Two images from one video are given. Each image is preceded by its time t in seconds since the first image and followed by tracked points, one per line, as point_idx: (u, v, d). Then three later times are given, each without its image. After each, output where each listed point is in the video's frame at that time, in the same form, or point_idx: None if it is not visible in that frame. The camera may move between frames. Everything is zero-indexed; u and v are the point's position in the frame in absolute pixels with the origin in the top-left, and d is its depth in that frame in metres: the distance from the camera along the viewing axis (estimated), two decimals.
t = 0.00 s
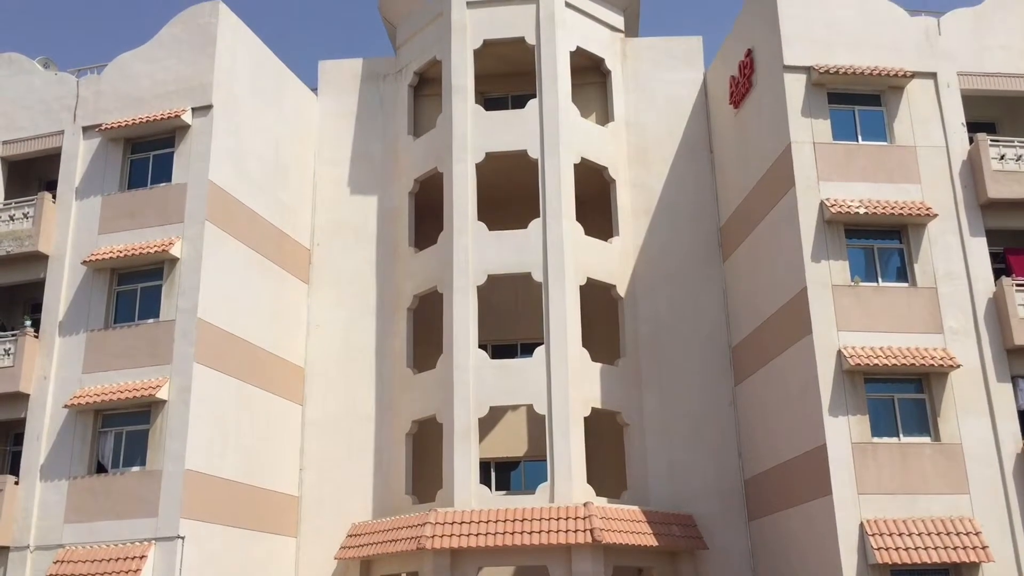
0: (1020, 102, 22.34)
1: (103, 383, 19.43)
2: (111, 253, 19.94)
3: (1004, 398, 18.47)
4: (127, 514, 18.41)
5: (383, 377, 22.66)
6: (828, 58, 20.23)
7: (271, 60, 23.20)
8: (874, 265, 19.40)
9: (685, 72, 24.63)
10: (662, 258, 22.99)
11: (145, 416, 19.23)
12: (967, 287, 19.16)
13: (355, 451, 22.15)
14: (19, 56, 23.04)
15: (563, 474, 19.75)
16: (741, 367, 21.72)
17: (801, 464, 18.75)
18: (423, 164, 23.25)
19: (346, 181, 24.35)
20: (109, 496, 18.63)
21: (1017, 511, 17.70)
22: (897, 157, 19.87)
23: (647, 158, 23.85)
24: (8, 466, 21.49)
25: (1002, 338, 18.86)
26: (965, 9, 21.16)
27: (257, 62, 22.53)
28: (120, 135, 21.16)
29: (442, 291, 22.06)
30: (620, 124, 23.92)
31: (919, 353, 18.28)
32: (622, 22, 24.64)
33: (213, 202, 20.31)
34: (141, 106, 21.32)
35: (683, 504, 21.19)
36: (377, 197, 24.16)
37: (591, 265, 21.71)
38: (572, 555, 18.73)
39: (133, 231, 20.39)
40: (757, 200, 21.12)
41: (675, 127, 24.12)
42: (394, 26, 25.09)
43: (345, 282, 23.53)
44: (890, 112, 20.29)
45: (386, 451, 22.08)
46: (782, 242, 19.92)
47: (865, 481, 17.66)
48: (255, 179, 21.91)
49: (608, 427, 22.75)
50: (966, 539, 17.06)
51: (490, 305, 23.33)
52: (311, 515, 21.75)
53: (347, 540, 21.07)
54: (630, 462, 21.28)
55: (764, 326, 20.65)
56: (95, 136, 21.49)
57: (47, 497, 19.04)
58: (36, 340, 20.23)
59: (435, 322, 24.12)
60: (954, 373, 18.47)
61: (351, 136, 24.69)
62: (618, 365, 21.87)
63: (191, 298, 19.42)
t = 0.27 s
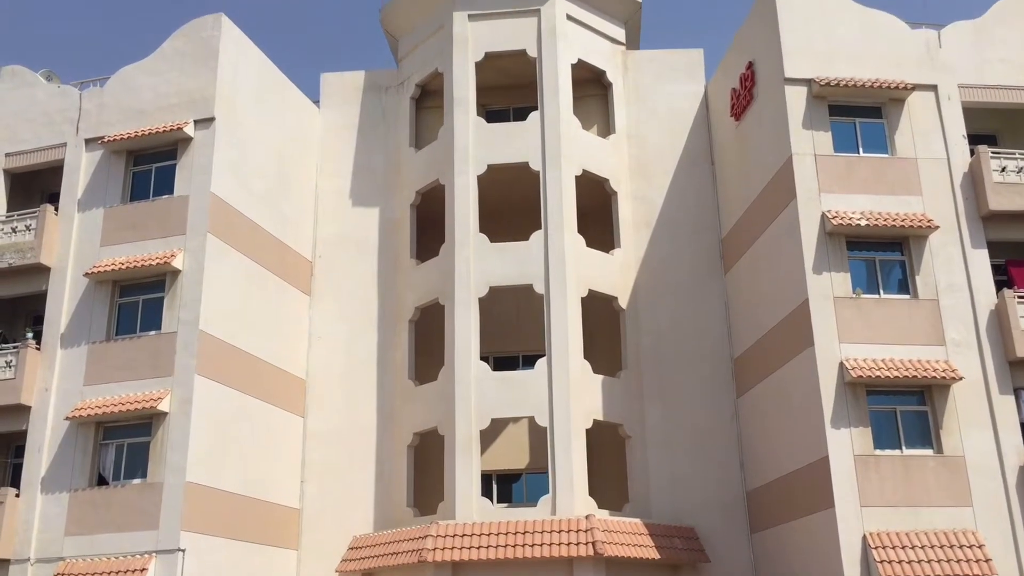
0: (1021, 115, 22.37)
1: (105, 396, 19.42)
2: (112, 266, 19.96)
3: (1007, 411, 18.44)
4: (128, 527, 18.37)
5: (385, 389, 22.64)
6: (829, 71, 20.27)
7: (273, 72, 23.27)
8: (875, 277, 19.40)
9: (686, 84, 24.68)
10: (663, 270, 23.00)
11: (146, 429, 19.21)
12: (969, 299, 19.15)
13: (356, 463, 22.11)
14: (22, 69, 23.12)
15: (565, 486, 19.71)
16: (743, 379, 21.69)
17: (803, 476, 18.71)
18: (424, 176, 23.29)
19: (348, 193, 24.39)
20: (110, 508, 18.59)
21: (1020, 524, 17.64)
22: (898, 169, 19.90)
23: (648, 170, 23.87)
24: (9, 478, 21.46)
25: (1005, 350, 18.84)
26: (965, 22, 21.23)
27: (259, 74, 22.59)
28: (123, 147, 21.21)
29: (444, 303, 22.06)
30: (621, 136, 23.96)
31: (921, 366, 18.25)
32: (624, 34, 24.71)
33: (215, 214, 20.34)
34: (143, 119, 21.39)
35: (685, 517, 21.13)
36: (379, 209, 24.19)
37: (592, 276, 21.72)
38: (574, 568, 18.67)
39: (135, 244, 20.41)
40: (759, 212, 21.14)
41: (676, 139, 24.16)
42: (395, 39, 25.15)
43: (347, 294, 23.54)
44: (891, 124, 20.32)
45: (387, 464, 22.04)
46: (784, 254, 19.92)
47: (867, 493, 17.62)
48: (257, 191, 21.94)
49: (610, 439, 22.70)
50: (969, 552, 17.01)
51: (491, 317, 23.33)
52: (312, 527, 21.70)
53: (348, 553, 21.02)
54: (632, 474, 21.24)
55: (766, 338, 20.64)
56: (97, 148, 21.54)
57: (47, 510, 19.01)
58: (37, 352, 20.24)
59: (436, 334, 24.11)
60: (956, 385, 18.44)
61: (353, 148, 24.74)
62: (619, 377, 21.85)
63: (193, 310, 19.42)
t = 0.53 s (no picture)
0: (1020, 128, 22.41)
1: (105, 408, 19.41)
2: (113, 278, 19.97)
3: (1008, 424, 18.41)
4: (127, 539, 18.33)
5: (385, 401, 22.62)
6: (829, 84, 20.32)
7: (275, 85, 23.33)
8: (876, 290, 19.40)
9: (686, 97, 24.75)
10: (664, 282, 23.01)
11: (146, 441, 19.19)
12: (970, 312, 19.15)
13: (356, 476, 22.08)
14: (24, 82, 23.19)
15: (566, 499, 19.67)
16: (744, 392, 21.67)
17: (804, 489, 18.68)
18: (425, 188, 23.33)
19: (349, 205, 24.42)
20: (110, 521, 18.56)
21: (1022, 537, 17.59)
22: (898, 181, 19.92)
23: (649, 183, 23.91)
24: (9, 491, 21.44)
25: (1005, 363, 18.82)
26: (964, 35, 21.29)
27: (261, 87, 22.66)
28: (124, 160, 21.26)
29: (444, 316, 22.06)
30: (622, 149, 24.00)
31: (922, 378, 18.24)
32: (624, 47, 24.78)
33: (216, 226, 20.36)
34: (145, 132, 21.45)
35: (686, 530, 21.08)
36: (380, 221, 24.22)
37: (593, 289, 21.72)
38: None
39: (136, 256, 20.43)
40: (759, 224, 21.16)
41: (676, 152, 24.21)
42: (397, 52, 25.23)
43: (347, 306, 23.54)
44: (891, 137, 20.37)
45: (388, 476, 22.00)
46: (784, 267, 19.93)
47: (868, 506, 17.57)
48: (258, 204, 21.97)
49: (610, 452, 22.67)
50: (971, 565, 16.96)
51: (492, 329, 23.33)
52: (312, 540, 21.65)
53: (348, 565, 20.96)
54: (633, 487, 21.21)
55: (767, 351, 20.63)
56: (99, 161, 21.59)
57: (47, 522, 18.97)
58: (38, 364, 20.24)
59: (437, 346, 24.09)
60: (957, 397, 18.42)
61: (354, 161, 24.79)
62: (620, 389, 21.83)
63: (193, 323, 19.43)
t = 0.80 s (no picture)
0: (1020, 141, 22.44)
1: (105, 421, 19.37)
2: (113, 290, 19.96)
3: (1010, 437, 18.36)
4: (126, 553, 18.26)
5: (385, 414, 22.56)
6: (829, 97, 20.36)
7: (276, 98, 23.38)
8: (876, 302, 19.39)
9: (686, 110, 24.79)
10: (665, 295, 23.00)
11: (145, 454, 19.14)
12: (971, 325, 19.13)
13: (356, 489, 22.01)
14: (25, 95, 23.25)
15: (566, 512, 19.60)
16: (745, 405, 21.62)
17: (805, 503, 18.61)
18: (425, 201, 23.35)
19: (349, 218, 24.44)
20: (109, 534, 18.49)
21: None
22: (898, 194, 19.94)
23: (649, 195, 23.92)
24: (8, 504, 21.38)
25: (1007, 376, 18.78)
26: (963, 49, 21.34)
27: (262, 100, 22.71)
28: (125, 173, 21.29)
29: (444, 328, 22.04)
30: (622, 162, 24.02)
31: (923, 392, 18.20)
32: (624, 61, 24.84)
33: (217, 239, 20.37)
34: (146, 144, 21.48)
35: (687, 543, 21.00)
36: (380, 234, 24.22)
37: (593, 301, 21.71)
38: None
39: (137, 268, 20.43)
40: (759, 237, 21.16)
41: (676, 165, 24.23)
42: (397, 65, 25.29)
43: (347, 319, 23.53)
44: (890, 150, 20.39)
45: (387, 489, 21.93)
46: (784, 280, 19.93)
47: (870, 520, 17.51)
48: (258, 216, 21.99)
49: (611, 465, 22.61)
50: None
51: (492, 342, 23.30)
52: (312, 553, 21.57)
53: None
54: (634, 500, 21.14)
55: (767, 364, 20.60)
56: (99, 173, 21.62)
57: (46, 536, 18.91)
58: (37, 377, 20.21)
59: (437, 358, 24.05)
60: (959, 410, 18.38)
61: (355, 173, 24.82)
62: (621, 402, 21.79)
63: (193, 335, 19.40)
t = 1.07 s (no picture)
0: (1020, 153, 22.47)
1: (104, 433, 19.34)
2: (114, 302, 19.96)
3: (1012, 448, 18.32)
4: (126, 566, 18.20)
5: (386, 426, 22.52)
6: (828, 109, 20.40)
7: (276, 110, 23.44)
8: (877, 314, 19.37)
9: (686, 122, 24.84)
10: (665, 306, 23.00)
11: (145, 466, 19.10)
12: (972, 336, 19.12)
13: (356, 501, 21.95)
14: (27, 107, 23.31)
15: (567, 525, 19.54)
16: (746, 416, 21.58)
17: (807, 515, 18.55)
18: (426, 213, 23.36)
19: (350, 229, 24.46)
20: (109, 547, 18.43)
21: None
22: (898, 206, 19.96)
23: (649, 207, 23.95)
24: (7, 517, 21.32)
25: (1007, 387, 18.76)
26: (962, 61, 21.40)
27: (262, 112, 22.76)
28: (126, 185, 21.31)
29: (445, 340, 22.03)
30: (622, 173, 24.05)
31: (924, 403, 18.17)
32: (624, 73, 24.90)
33: (217, 251, 20.37)
34: (147, 157, 21.52)
35: (688, 556, 20.93)
36: (381, 245, 24.23)
37: (594, 313, 21.70)
38: None
39: (137, 280, 20.43)
40: (760, 248, 21.17)
41: (677, 176, 24.26)
42: (397, 77, 25.35)
43: (348, 330, 23.52)
44: (890, 161, 20.42)
45: (388, 501, 21.87)
46: (785, 291, 19.93)
47: (872, 532, 17.45)
48: (259, 228, 22.00)
49: (612, 477, 22.55)
50: None
51: (493, 354, 23.28)
52: (312, 566, 21.50)
53: None
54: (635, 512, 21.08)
55: (768, 375, 20.57)
56: (100, 186, 21.65)
57: (45, 549, 18.85)
58: (37, 389, 20.18)
59: (438, 370, 24.02)
60: (960, 422, 18.34)
61: (355, 185, 24.85)
62: (621, 414, 21.75)
63: (193, 347, 19.39)
